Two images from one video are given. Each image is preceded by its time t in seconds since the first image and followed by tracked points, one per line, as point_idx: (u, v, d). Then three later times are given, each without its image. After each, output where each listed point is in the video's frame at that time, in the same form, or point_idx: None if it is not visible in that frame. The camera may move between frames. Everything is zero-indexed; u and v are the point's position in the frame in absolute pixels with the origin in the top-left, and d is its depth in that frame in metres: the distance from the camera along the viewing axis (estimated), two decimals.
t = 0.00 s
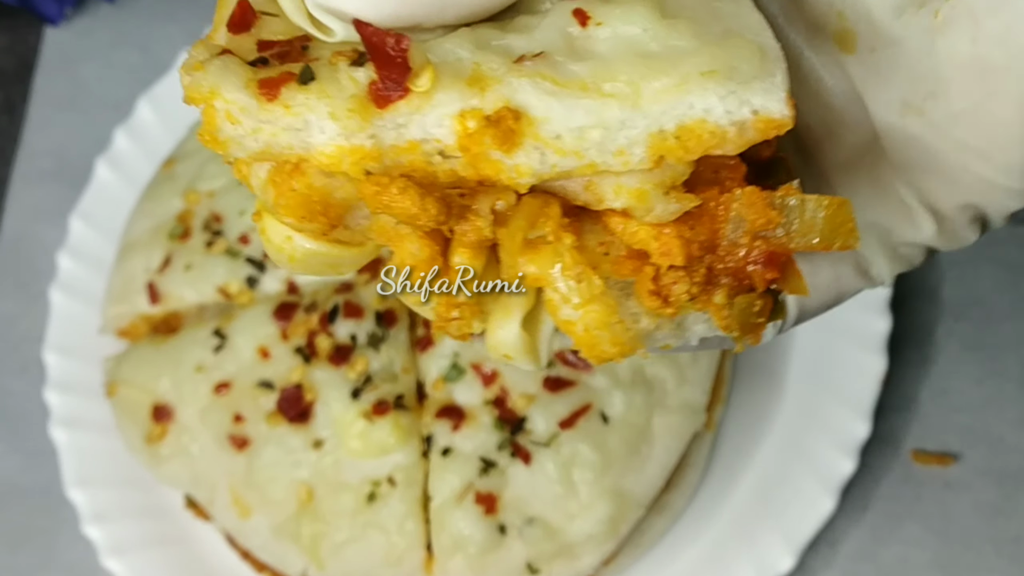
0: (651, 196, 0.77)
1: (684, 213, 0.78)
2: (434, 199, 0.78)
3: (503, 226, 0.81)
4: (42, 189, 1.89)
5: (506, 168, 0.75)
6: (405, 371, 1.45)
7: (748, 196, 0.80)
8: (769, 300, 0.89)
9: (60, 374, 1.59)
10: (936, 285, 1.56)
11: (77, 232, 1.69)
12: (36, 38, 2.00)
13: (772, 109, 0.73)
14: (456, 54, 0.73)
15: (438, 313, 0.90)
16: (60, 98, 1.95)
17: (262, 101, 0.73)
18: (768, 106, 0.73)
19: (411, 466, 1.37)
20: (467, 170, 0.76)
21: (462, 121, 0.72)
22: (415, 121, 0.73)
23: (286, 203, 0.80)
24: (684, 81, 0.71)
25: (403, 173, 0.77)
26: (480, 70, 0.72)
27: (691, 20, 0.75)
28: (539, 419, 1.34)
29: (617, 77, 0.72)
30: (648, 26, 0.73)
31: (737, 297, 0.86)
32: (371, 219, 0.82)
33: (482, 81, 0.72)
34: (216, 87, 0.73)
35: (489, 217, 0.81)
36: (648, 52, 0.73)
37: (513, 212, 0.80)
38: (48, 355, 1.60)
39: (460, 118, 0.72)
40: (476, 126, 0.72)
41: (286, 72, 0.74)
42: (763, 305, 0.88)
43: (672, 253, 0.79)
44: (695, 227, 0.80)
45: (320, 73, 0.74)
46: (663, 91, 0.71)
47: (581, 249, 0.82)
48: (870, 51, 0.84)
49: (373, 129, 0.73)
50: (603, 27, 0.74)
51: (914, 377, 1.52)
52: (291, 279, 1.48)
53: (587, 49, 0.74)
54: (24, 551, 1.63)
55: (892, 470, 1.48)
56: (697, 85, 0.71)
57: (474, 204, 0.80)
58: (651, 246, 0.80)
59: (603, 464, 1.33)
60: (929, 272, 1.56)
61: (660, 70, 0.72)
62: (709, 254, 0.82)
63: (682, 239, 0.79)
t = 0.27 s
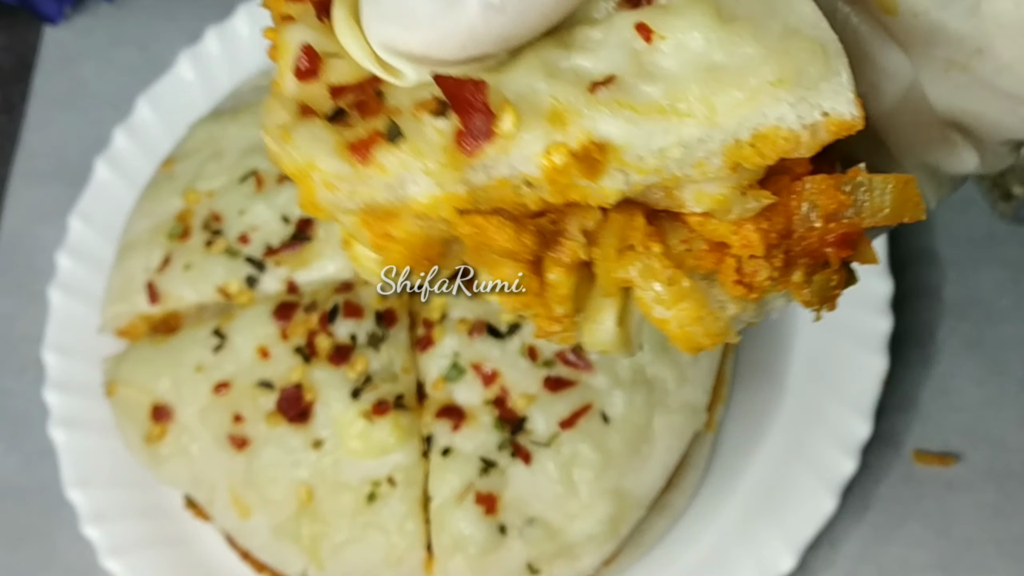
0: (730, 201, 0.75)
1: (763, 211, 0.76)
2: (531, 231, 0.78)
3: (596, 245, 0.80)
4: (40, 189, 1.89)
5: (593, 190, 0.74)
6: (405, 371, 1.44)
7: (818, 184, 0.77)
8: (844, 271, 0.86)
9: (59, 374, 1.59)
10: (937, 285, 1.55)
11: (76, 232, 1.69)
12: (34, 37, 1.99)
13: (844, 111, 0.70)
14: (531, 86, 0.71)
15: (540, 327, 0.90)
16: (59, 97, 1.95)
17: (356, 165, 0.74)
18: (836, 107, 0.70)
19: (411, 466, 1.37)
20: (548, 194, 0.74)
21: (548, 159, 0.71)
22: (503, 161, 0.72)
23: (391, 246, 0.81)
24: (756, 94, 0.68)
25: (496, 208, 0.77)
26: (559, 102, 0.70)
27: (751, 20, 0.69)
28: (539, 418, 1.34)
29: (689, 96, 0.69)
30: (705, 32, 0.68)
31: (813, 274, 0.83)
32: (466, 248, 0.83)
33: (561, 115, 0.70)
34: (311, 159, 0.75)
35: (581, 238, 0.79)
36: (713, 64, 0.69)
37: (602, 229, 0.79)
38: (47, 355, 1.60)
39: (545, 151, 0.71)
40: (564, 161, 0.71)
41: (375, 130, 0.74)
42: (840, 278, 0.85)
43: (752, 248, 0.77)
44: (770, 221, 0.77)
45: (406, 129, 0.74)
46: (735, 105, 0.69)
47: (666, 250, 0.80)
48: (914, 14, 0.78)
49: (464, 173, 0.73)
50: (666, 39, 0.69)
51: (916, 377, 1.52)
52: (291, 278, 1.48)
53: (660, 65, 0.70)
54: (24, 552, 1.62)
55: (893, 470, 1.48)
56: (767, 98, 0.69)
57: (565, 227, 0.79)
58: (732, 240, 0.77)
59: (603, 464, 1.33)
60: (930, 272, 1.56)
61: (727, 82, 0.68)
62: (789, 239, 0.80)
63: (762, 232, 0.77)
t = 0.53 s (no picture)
0: (772, 200, 0.93)
1: (802, 204, 0.93)
2: (600, 255, 0.99)
3: (656, 254, 1.00)
4: (38, 188, 1.88)
5: (653, 212, 0.94)
6: (405, 371, 1.44)
7: (850, 172, 0.94)
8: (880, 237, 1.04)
9: (57, 374, 1.59)
10: (938, 285, 1.55)
11: (75, 232, 1.68)
12: (33, 36, 1.99)
13: (867, 121, 0.87)
14: (588, 132, 0.89)
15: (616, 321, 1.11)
16: (57, 96, 1.94)
17: (444, 229, 0.93)
18: (862, 120, 0.87)
19: (411, 467, 1.36)
20: (611, 217, 0.94)
21: (614, 194, 0.90)
22: (570, 203, 0.91)
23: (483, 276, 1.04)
24: (787, 118, 0.86)
25: (568, 237, 0.97)
26: (613, 147, 0.89)
27: (776, 43, 0.86)
28: (539, 418, 1.33)
29: (728, 126, 0.87)
30: (735, 64, 0.86)
31: (852, 245, 1.01)
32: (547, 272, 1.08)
33: (615, 160, 0.89)
34: (406, 232, 0.94)
35: (644, 249, 1.00)
36: (746, 93, 0.87)
37: (661, 240, 0.99)
38: (45, 354, 1.59)
39: (608, 192, 0.90)
40: (625, 196, 0.91)
41: (454, 194, 0.92)
42: (875, 243, 1.02)
43: (794, 234, 0.94)
44: (809, 214, 0.94)
45: (482, 190, 0.92)
46: (770, 129, 0.87)
47: (718, 244, 1.00)
48: None
49: (537, 218, 0.93)
50: (702, 72, 0.87)
51: (916, 377, 1.51)
52: (290, 279, 1.49)
53: (693, 96, 0.88)
54: (22, 553, 1.62)
55: (894, 470, 1.47)
56: (797, 123, 0.87)
57: (628, 242, 0.99)
58: (777, 231, 0.95)
59: (604, 464, 1.32)
60: (931, 272, 1.56)
61: (761, 108, 0.87)
62: (827, 220, 0.96)
63: (803, 224, 0.94)
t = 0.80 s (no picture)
0: (754, 206, 0.93)
1: (781, 210, 0.94)
2: (586, 247, 0.98)
3: (637, 248, 1.00)
4: (38, 187, 1.88)
5: (641, 211, 0.94)
6: (405, 371, 1.44)
7: (828, 184, 0.94)
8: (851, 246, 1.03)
9: (57, 374, 1.58)
10: (939, 284, 1.55)
11: (74, 231, 1.68)
12: (32, 35, 1.99)
13: (852, 139, 0.88)
14: (585, 131, 0.88)
15: (594, 309, 1.08)
16: (57, 95, 1.94)
17: (441, 219, 0.91)
18: (847, 137, 0.88)
19: (411, 467, 1.36)
20: (600, 212, 0.93)
21: (603, 195, 0.90)
22: (563, 199, 0.91)
23: (468, 263, 1.01)
24: (777, 132, 0.86)
25: (557, 229, 0.96)
26: (607, 150, 0.88)
27: (773, 56, 0.86)
28: (540, 418, 1.33)
29: (720, 134, 0.87)
30: (732, 74, 0.86)
31: (825, 253, 1.00)
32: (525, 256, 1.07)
33: (610, 161, 0.88)
34: (403, 220, 0.91)
35: (628, 244, 0.99)
36: (740, 104, 0.86)
37: (645, 233, 0.99)
38: (44, 354, 1.59)
39: (600, 189, 0.90)
40: (615, 197, 0.90)
41: (452, 184, 0.91)
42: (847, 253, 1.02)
43: (770, 238, 0.95)
44: (788, 218, 0.94)
45: (478, 183, 0.90)
46: (761, 140, 0.87)
47: (698, 242, 0.99)
48: None
49: (530, 212, 0.92)
50: (699, 81, 0.86)
51: (917, 377, 1.51)
52: (290, 278, 1.48)
53: (689, 104, 0.87)
54: (21, 553, 1.61)
55: (895, 470, 1.47)
56: (788, 134, 0.86)
57: (613, 236, 0.99)
58: (754, 233, 0.95)
59: (605, 464, 1.32)
60: (932, 271, 1.56)
61: (754, 119, 0.86)
62: (803, 228, 0.96)
63: (781, 229, 0.94)
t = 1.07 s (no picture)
0: (724, 222, 0.96)
1: (751, 228, 0.96)
2: (561, 247, 1.00)
3: (611, 253, 1.02)
4: (37, 187, 1.88)
5: (616, 216, 0.97)
6: (405, 371, 1.43)
7: (800, 209, 0.96)
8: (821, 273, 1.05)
9: (57, 374, 1.58)
10: (941, 284, 1.54)
11: (74, 231, 1.68)
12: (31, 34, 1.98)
13: (817, 165, 0.90)
14: (566, 137, 0.91)
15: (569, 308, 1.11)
16: (56, 94, 1.94)
17: (423, 207, 0.95)
18: (813, 164, 0.90)
19: (411, 467, 1.36)
20: (577, 214, 0.97)
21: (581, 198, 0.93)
22: (541, 198, 0.93)
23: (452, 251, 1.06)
24: (746, 153, 0.88)
25: (535, 227, 0.99)
26: (586, 154, 0.91)
27: (749, 80, 0.88)
28: (540, 418, 1.33)
29: (693, 150, 0.89)
30: (710, 94, 0.88)
31: (794, 274, 1.02)
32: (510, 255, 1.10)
33: (587, 165, 0.91)
34: (388, 205, 0.96)
35: (602, 247, 1.02)
36: (715, 122, 0.89)
37: (619, 239, 1.01)
38: (44, 354, 1.59)
39: (575, 194, 0.93)
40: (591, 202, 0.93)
41: (434, 177, 0.94)
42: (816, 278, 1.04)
43: (740, 255, 0.97)
44: (757, 234, 0.96)
45: (461, 175, 0.93)
46: (731, 160, 0.89)
47: (671, 253, 1.00)
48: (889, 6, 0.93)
49: (508, 208, 0.95)
50: (678, 97, 0.88)
51: (918, 377, 1.51)
52: (289, 277, 1.48)
53: (668, 119, 0.89)
54: (21, 554, 1.61)
55: (897, 470, 1.47)
56: (756, 156, 0.88)
57: (589, 239, 1.01)
58: (725, 246, 0.97)
59: (605, 464, 1.32)
60: (934, 271, 1.55)
61: (725, 139, 0.88)
62: (774, 248, 0.98)
63: (750, 244, 0.96)
